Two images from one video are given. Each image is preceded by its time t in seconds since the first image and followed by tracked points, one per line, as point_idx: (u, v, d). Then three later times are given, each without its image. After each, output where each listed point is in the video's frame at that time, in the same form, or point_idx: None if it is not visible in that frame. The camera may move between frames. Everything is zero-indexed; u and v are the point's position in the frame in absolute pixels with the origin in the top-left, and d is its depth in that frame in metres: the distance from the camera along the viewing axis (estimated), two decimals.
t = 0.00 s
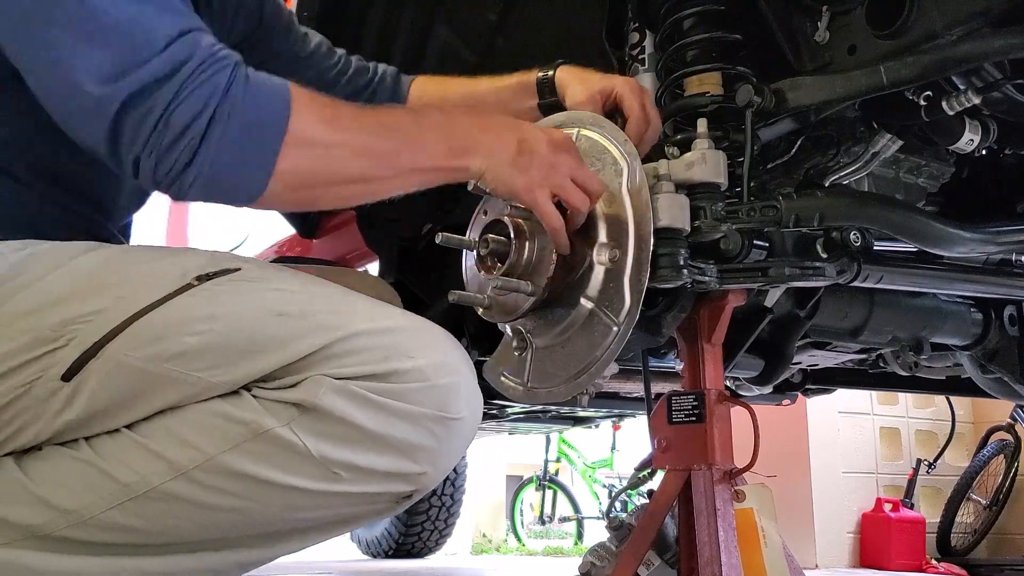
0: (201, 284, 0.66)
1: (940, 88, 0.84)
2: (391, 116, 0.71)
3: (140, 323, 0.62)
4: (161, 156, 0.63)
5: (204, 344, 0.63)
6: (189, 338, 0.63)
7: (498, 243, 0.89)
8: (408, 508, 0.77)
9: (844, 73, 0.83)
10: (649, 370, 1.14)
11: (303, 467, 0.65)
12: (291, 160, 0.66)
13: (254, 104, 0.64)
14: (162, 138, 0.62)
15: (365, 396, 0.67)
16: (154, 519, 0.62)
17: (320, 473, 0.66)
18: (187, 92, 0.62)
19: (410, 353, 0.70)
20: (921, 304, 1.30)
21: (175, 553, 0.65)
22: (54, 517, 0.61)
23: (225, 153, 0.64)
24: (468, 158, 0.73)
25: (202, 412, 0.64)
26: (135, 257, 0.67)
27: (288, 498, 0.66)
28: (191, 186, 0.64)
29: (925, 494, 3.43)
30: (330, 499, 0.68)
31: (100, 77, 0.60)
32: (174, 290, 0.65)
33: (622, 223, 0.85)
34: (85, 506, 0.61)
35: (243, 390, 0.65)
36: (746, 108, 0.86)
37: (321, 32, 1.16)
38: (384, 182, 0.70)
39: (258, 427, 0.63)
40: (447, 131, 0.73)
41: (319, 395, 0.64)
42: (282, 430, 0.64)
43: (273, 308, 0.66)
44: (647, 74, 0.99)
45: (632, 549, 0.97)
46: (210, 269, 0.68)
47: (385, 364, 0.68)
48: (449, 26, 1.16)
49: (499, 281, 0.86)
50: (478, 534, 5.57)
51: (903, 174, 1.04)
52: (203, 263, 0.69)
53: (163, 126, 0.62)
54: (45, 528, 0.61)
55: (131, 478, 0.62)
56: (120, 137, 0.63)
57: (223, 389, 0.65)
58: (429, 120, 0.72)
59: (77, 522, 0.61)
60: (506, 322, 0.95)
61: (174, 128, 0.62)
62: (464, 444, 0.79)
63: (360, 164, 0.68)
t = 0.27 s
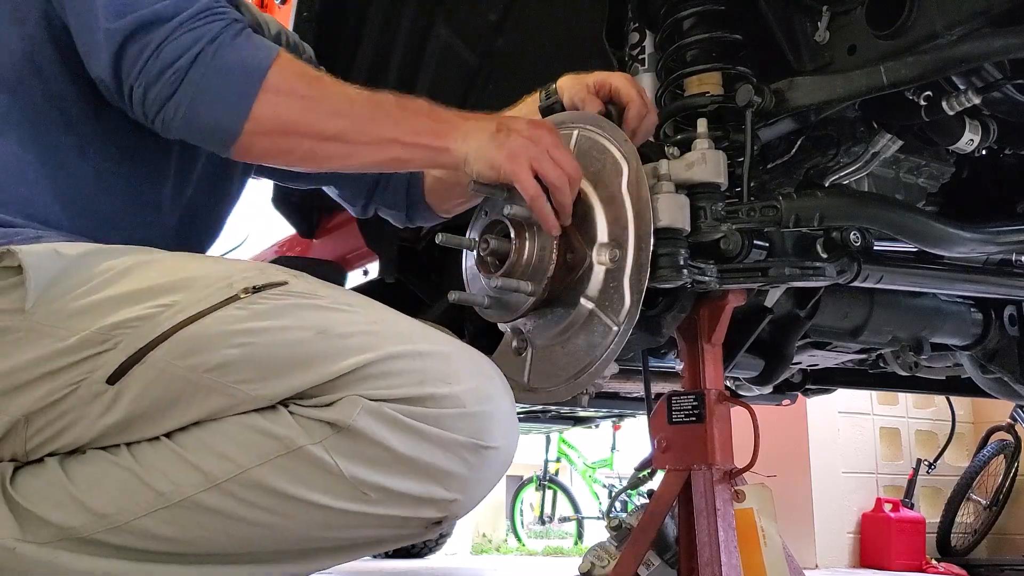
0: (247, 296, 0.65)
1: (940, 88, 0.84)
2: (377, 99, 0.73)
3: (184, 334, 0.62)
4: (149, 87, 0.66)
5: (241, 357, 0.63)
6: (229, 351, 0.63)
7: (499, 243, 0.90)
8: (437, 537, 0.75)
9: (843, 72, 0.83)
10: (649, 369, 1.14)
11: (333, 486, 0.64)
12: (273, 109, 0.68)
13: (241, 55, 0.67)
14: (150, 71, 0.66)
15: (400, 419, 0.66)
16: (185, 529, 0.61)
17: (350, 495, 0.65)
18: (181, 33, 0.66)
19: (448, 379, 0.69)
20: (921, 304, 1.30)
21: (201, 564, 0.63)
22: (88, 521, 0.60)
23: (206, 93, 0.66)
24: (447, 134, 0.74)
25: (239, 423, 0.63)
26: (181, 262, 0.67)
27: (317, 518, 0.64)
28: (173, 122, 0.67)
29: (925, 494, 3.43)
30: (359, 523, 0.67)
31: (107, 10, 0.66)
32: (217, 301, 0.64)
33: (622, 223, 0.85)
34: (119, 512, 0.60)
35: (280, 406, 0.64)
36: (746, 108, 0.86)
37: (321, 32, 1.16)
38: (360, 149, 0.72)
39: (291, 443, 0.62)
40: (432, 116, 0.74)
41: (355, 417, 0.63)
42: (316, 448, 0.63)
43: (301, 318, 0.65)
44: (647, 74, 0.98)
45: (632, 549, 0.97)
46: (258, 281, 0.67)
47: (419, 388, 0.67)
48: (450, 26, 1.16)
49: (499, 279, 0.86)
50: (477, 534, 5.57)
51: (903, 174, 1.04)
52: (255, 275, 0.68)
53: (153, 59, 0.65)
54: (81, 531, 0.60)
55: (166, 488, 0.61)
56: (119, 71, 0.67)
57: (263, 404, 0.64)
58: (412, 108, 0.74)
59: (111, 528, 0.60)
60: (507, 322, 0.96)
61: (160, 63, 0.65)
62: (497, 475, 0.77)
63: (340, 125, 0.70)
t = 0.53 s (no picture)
0: (259, 296, 0.63)
1: (940, 88, 0.84)
2: (376, 97, 0.71)
3: (194, 332, 0.61)
4: (147, 62, 0.64)
5: (254, 357, 0.61)
6: (241, 350, 0.61)
7: (499, 242, 0.90)
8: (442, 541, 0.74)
9: (843, 72, 0.83)
10: (649, 369, 1.14)
11: (338, 488, 0.63)
12: (272, 92, 0.65)
13: (246, 33, 0.65)
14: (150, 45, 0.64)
15: (409, 423, 0.65)
16: (192, 531, 0.60)
17: (360, 498, 0.64)
18: (184, 10, 0.64)
19: (457, 384, 0.69)
20: (921, 304, 1.30)
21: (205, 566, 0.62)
22: (95, 520, 0.58)
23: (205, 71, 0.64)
24: (445, 144, 0.73)
25: (247, 423, 0.62)
26: (192, 260, 0.66)
27: (325, 521, 0.63)
28: (168, 98, 0.64)
29: (925, 494, 3.43)
30: (366, 528, 0.66)
31: None
32: (229, 300, 0.63)
33: (622, 223, 0.85)
34: (127, 511, 0.59)
35: (289, 407, 0.63)
36: (747, 108, 0.86)
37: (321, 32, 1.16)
38: (356, 148, 0.69)
39: (301, 445, 0.61)
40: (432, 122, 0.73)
41: (363, 420, 0.62)
42: (324, 451, 0.62)
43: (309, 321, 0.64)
44: (647, 74, 0.98)
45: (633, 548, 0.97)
46: (270, 282, 0.66)
47: (429, 392, 0.66)
48: (449, 25, 1.16)
49: (499, 279, 0.86)
50: (477, 533, 5.57)
51: (903, 174, 1.04)
52: (265, 274, 0.66)
53: (153, 33, 0.63)
54: (85, 531, 0.58)
55: (174, 489, 0.60)
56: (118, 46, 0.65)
57: (271, 404, 0.63)
58: (414, 109, 0.72)
59: (117, 528, 0.59)
60: (507, 322, 0.95)
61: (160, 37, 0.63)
62: (504, 481, 0.76)
63: (339, 118, 0.68)
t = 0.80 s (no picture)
0: (248, 290, 0.63)
1: (940, 88, 0.84)
2: (385, 106, 0.71)
3: (187, 327, 0.60)
4: (152, 67, 0.63)
5: (244, 351, 0.61)
6: (231, 345, 0.61)
7: (499, 243, 0.90)
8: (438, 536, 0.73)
9: (843, 72, 0.83)
10: (649, 369, 1.14)
11: (331, 481, 0.63)
12: (278, 100, 0.65)
13: (255, 40, 0.65)
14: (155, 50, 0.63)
15: (401, 416, 0.64)
16: (186, 529, 0.59)
17: (353, 491, 0.64)
18: (188, 14, 0.63)
19: (450, 376, 0.68)
20: (921, 304, 1.30)
21: (200, 563, 0.62)
22: (85, 519, 0.58)
23: (211, 75, 0.63)
24: (451, 160, 0.73)
25: (240, 418, 0.62)
26: (182, 254, 0.65)
27: (319, 514, 0.63)
28: (173, 102, 0.63)
29: (925, 494, 3.43)
30: (361, 521, 0.65)
31: None
32: (219, 293, 0.62)
33: (622, 223, 0.85)
34: (118, 509, 0.58)
35: (281, 402, 0.63)
36: (746, 108, 0.86)
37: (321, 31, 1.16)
38: (359, 158, 0.69)
39: (292, 439, 0.61)
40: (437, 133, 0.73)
41: (355, 414, 0.62)
42: (316, 445, 0.62)
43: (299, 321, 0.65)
44: (647, 74, 0.99)
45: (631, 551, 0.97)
46: (260, 274, 0.66)
47: (423, 385, 0.66)
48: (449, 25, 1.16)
49: (499, 279, 0.86)
50: (477, 534, 5.57)
51: (903, 174, 1.04)
52: (256, 267, 0.66)
53: (158, 37, 0.63)
54: (75, 531, 0.57)
55: (167, 486, 0.59)
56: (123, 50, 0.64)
57: (263, 399, 0.63)
58: (419, 120, 0.72)
59: (110, 525, 0.58)
60: (507, 322, 0.95)
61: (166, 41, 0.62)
62: (499, 475, 0.76)
63: (346, 128, 0.68)
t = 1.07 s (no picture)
0: (247, 287, 0.63)
1: (940, 88, 0.84)
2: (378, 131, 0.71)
3: (185, 325, 0.60)
4: (139, 104, 0.62)
5: (244, 348, 0.61)
6: (231, 341, 0.61)
7: (499, 242, 0.90)
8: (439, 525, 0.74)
9: (843, 72, 0.83)
10: (649, 369, 1.14)
11: (334, 473, 0.63)
12: (271, 135, 0.65)
13: (241, 74, 0.65)
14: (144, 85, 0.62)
15: (402, 408, 0.65)
16: (187, 523, 0.60)
17: (354, 483, 0.64)
18: (173, 47, 0.62)
19: (448, 367, 0.68)
20: (921, 303, 1.30)
21: (202, 558, 0.62)
22: (89, 515, 0.58)
23: (201, 112, 0.63)
24: (446, 177, 0.74)
25: (241, 412, 0.62)
26: (181, 253, 0.65)
27: (320, 507, 0.63)
28: (164, 138, 0.63)
29: (925, 494, 3.43)
30: (362, 513, 0.66)
31: (91, 23, 0.61)
32: (218, 291, 0.62)
33: (622, 223, 0.85)
34: (121, 505, 0.59)
35: (282, 396, 0.63)
36: (747, 108, 0.86)
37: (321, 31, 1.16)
38: (353, 183, 0.70)
39: (295, 432, 0.61)
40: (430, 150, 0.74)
41: (358, 405, 0.62)
42: (318, 438, 0.62)
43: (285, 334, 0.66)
44: (647, 74, 0.99)
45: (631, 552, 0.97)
46: (258, 273, 0.66)
47: (422, 376, 0.66)
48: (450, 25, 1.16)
49: (500, 279, 0.86)
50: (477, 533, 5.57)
51: (903, 174, 1.04)
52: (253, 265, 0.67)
53: (144, 76, 0.62)
54: (80, 527, 0.58)
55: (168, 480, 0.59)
56: (105, 84, 0.63)
57: (263, 394, 0.63)
58: (410, 140, 0.73)
59: (112, 521, 0.59)
60: (506, 322, 0.95)
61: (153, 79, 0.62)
62: (498, 464, 0.76)
63: (337, 155, 0.68)
